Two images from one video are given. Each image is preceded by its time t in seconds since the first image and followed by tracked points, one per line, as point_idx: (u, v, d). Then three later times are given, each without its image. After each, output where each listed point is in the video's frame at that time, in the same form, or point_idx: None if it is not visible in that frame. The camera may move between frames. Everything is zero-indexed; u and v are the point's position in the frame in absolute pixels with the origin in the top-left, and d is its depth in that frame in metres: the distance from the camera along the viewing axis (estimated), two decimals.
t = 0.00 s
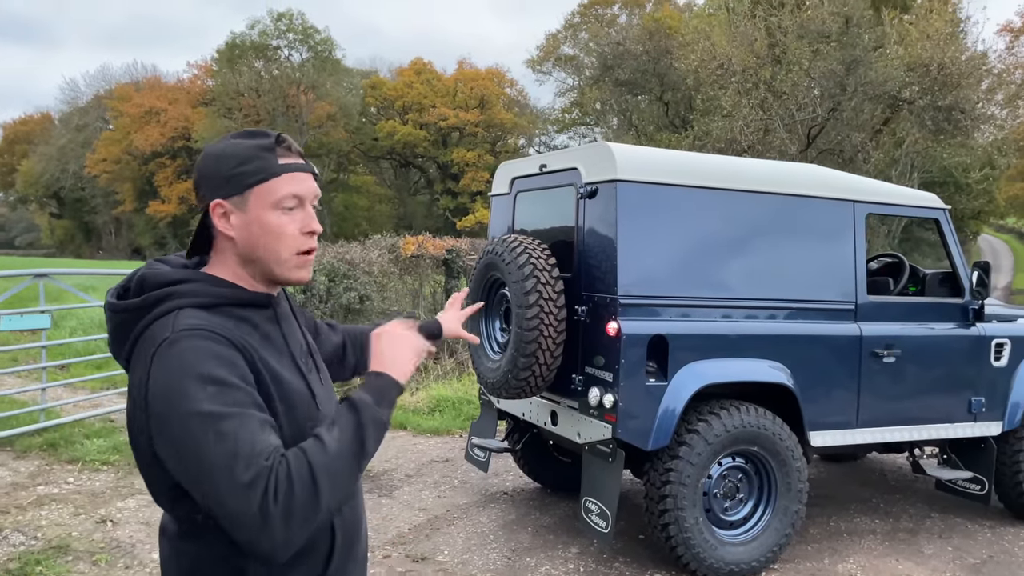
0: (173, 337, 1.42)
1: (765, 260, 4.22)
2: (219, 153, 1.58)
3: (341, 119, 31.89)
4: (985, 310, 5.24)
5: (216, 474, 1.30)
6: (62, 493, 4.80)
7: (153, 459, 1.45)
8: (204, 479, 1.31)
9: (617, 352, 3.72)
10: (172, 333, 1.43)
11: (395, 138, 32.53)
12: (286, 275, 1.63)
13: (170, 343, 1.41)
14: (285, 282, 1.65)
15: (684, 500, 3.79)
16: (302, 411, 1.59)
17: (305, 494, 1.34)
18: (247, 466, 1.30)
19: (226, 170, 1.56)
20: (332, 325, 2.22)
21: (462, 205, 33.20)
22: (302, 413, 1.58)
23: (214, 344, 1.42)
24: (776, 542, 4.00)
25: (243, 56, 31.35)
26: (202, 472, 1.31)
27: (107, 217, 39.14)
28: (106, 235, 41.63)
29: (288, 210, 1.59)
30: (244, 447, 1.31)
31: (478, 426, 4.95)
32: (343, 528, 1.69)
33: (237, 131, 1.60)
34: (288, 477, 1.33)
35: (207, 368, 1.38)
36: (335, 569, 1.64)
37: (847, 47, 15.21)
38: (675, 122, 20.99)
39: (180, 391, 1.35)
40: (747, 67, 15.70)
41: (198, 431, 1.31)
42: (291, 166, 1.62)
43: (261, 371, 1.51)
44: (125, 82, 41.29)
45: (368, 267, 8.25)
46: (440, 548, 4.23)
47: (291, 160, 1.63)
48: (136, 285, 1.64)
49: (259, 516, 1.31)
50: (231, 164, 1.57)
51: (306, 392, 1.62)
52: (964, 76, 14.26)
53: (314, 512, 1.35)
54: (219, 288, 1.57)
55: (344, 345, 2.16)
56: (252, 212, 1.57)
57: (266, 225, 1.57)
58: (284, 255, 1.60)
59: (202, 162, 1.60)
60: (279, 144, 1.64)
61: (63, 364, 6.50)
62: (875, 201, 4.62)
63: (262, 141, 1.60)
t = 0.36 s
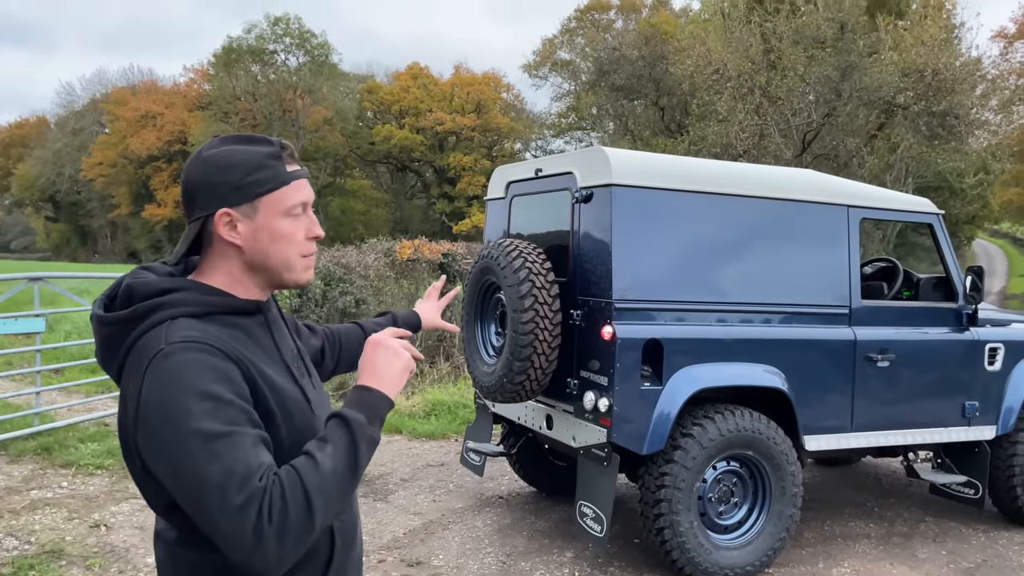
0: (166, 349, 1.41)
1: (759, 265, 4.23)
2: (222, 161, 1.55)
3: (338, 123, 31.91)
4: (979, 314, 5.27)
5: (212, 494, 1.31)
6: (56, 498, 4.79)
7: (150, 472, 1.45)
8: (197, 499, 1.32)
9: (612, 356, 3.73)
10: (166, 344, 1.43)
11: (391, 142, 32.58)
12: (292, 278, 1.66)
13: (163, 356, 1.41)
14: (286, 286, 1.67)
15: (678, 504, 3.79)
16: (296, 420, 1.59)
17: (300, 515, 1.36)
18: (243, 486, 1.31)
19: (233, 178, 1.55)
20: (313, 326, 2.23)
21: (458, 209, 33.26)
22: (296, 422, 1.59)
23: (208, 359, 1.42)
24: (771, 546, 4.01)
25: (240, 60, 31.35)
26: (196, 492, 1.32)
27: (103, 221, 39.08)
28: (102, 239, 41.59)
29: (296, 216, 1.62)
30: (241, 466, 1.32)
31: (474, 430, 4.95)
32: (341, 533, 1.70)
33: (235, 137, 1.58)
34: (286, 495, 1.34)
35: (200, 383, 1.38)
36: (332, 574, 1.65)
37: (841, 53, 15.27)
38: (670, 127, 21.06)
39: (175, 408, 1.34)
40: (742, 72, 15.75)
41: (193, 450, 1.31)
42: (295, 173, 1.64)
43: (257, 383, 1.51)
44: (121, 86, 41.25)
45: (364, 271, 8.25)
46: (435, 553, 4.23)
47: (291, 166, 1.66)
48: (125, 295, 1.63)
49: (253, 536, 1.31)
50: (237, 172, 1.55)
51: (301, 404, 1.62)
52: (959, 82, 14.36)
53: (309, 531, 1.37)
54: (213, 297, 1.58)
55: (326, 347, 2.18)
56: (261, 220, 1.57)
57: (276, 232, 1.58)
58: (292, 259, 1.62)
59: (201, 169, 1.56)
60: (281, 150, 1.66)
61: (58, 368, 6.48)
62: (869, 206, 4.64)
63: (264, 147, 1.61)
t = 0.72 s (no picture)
0: (157, 356, 1.41)
1: (755, 270, 4.23)
2: (211, 167, 1.56)
3: (336, 128, 31.93)
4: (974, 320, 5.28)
5: (205, 499, 1.30)
6: (51, 503, 4.77)
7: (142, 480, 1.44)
8: (190, 504, 1.31)
9: (609, 361, 3.73)
10: (157, 350, 1.43)
11: (389, 146, 32.61)
12: (284, 283, 1.67)
13: (153, 362, 1.40)
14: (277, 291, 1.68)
15: (675, 509, 3.79)
16: (289, 423, 1.58)
17: (295, 518, 1.36)
18: (237, 490, 1.31)
19: (221, 185, 1.55)
20: (302, 330, 2.22)
21: (455, 214, 33.30)
22: (289, 426, 1.58)
23: (201, 365, 1.42)
24: (768, 552, 4.00)
25: (238, 64, 31.31)
26: (189, 498, 1.31)
27: (100, 225, 39.05)
28: (99, 243, 41.58)
29: (286, 221, 1.63)
30: (235, 471, 1.32)
31: (470, 435, 4.95)
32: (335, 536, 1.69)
33: (222, 144, 1.59)
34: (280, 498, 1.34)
35: (192, 389, 1.37)
36: None
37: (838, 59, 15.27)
38: (667, 132, 21.12)
39: (168, 414, 1.34)
40: (739, 78, 15.79)
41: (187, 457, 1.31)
42: (284, 178, 1.66)
43: (248, 388, 1.51)
44: (119, 90, 41.28)
45: (362, 275, 8.25)
46: (431, 558, 4.22)
47: (279, 172, 1.67)
48: (115, 302, 1.63)
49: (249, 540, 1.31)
50: (225, 179, 1.56)
51: (294, 408, 1.62)
52: (955, 88, 14.38)
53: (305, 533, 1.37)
54: (204, 302, 1.57)
55: (316, 350, 2.18)
56: (251, 225, 1.58)
57: (267, 238, 1.60)
58: (284, 264, 1.64)
59: (189, 176, 1.56)
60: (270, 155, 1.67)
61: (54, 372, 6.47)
62: (865, 211, 4.65)
63: (252, 152, 1.62)
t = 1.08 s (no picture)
0: (154, 359, 1.41)
1: (751, 275, 4.24)
2: (253, 182, 1.57)
3: (334, 132, 31.99)
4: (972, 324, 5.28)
5: (182, 512, 1.31)
6: (48, 508, 4.76)
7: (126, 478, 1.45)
8: (168, 518, 1.32)
9: (606, 365, 3.73)
10: (155, 353, 1.43)
11: (387, 151, 32.66)
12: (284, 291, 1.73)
13: (148, 366, 1.40)
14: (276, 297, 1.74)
15: (672, 514, 3.78)
16: (283, 427, 1.57)
17: (274, 553, 1.37)
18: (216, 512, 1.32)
19: (263, 201, 1.58)
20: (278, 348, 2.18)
21: (454, 218, 33.33)
22: (283, 429, 1.57)
23: (198, 370, 1.42)
24: (766, 557, 4.00)
25: (235, 69, 31.22)
26: (167, 515, 1.32)
27: (98, 229, 39.02)
28: (97, 247, 41.53)
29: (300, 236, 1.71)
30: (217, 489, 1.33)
31: (469, 439, 4.94)
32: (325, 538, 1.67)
33: (259, 159, 1.60)
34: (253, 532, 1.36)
35: (184, 398, 1.37)
36: None
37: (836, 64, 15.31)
38: (665, 136, 21.16)
39: (160, 422, 1.35)
40: (737, 82, 15.85)
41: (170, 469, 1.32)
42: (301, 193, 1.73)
43: (246, 392, 1.51)
44: (117, 94, 41.33)
45: (359, 280, 8.26)
46: (429, 563, 4.21)
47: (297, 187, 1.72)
48: (112, 305, 1.63)
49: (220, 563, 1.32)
50: (267, 196, 1.59)
51: (291, 414, 1.61)
52: (952, 93, 14.40)
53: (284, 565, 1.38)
54: (203, 305, 1.58)
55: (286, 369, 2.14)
56: (281, 240, 1.63)
57: (292, 253, 1.67)
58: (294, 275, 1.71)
59: (229, 188, 1.55)
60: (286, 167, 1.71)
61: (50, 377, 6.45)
62: (862, 216, 4.66)
63: (282, 169, 1.66)
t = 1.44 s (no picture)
0: (162, 365, 1.41)
1: (750, 279, 4.24)
2: (280, 193, 1.60)
3: (333, 137, 32.03)
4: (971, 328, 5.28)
5: (168, 529, 1.34)
6: (46, 512, 4.75)
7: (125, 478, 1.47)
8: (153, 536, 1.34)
9: (606, 370, 3.72)
10: (165, 359, 1.43)
11: (386, 156, 32.69)
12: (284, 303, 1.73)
13: (155, 372, 1.40)
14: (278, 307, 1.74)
15: (672, 518, 3.77)
16: (287, 437, 1.57)
17: None
18: (198, 536, 1.35)
19: (287, 212, 1.60)
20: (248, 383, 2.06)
21: (453, 222, 33.36)
22: (284, 440, 1.57)
23: (202, 381, 1.42)
24: (765, 561, 3.99)
25: (235, 74, 31.26)
26: (153, 530, 1.34)
27: (96, 234, 39.01)
28: (95, 251, 41.52)
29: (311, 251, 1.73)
30: (201, 513, 1.36)
31: (468, 444, 4.92)
32: (321, 543, 1.67)
33: (289, 170, 1.63)
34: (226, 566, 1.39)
35: (185, 412, 1.38)
36: None
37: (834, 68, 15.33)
38: (664, 141, 21.20)
39: (159, 434, 1.36)
40: (735, 87, 15.86)
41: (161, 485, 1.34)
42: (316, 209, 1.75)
43: (251, 401, 1.50)
44: (116, 99, 41.36)
45: (358, 284, 8.26)
46: (427, 568, 4.20)
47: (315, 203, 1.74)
48: (119, 305, 1.64)
49: None
50: (291, 207, 1.61)
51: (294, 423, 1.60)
52: (950, 97, 14.43)
53: None
54: (208, 309, 1.58)
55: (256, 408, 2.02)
56: (295, 252, 1.65)
57: (301, 266, 1.69)
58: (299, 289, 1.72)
59: (257, 195, 1.56)
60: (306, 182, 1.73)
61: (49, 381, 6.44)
62: (861, 220, 4.66)
63: (305, 184, 1.68)
